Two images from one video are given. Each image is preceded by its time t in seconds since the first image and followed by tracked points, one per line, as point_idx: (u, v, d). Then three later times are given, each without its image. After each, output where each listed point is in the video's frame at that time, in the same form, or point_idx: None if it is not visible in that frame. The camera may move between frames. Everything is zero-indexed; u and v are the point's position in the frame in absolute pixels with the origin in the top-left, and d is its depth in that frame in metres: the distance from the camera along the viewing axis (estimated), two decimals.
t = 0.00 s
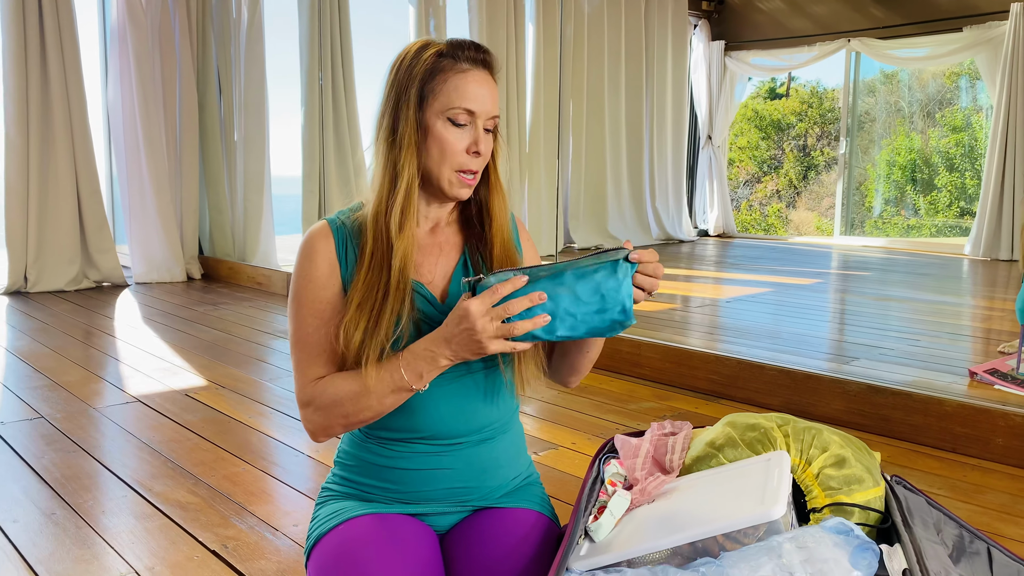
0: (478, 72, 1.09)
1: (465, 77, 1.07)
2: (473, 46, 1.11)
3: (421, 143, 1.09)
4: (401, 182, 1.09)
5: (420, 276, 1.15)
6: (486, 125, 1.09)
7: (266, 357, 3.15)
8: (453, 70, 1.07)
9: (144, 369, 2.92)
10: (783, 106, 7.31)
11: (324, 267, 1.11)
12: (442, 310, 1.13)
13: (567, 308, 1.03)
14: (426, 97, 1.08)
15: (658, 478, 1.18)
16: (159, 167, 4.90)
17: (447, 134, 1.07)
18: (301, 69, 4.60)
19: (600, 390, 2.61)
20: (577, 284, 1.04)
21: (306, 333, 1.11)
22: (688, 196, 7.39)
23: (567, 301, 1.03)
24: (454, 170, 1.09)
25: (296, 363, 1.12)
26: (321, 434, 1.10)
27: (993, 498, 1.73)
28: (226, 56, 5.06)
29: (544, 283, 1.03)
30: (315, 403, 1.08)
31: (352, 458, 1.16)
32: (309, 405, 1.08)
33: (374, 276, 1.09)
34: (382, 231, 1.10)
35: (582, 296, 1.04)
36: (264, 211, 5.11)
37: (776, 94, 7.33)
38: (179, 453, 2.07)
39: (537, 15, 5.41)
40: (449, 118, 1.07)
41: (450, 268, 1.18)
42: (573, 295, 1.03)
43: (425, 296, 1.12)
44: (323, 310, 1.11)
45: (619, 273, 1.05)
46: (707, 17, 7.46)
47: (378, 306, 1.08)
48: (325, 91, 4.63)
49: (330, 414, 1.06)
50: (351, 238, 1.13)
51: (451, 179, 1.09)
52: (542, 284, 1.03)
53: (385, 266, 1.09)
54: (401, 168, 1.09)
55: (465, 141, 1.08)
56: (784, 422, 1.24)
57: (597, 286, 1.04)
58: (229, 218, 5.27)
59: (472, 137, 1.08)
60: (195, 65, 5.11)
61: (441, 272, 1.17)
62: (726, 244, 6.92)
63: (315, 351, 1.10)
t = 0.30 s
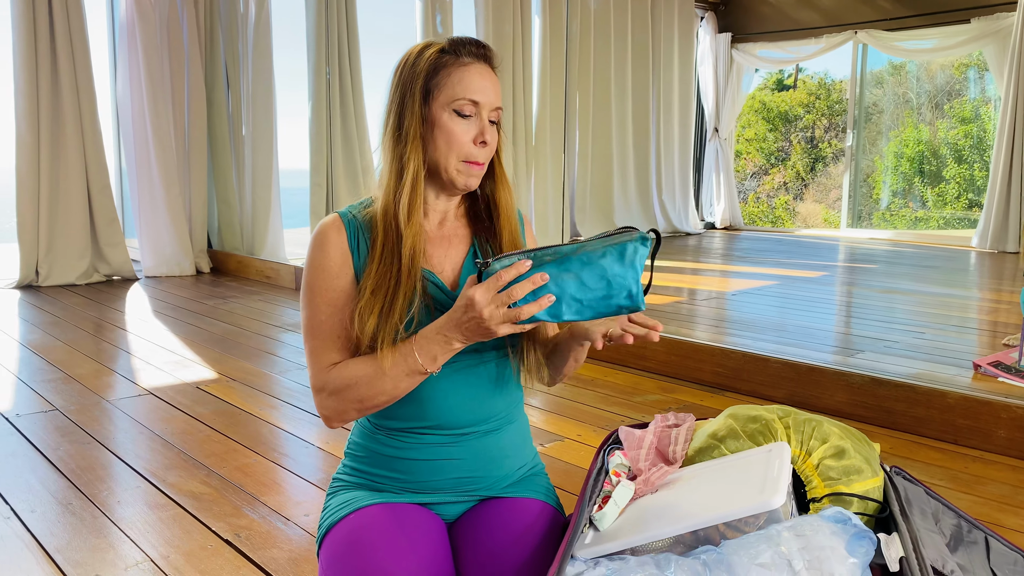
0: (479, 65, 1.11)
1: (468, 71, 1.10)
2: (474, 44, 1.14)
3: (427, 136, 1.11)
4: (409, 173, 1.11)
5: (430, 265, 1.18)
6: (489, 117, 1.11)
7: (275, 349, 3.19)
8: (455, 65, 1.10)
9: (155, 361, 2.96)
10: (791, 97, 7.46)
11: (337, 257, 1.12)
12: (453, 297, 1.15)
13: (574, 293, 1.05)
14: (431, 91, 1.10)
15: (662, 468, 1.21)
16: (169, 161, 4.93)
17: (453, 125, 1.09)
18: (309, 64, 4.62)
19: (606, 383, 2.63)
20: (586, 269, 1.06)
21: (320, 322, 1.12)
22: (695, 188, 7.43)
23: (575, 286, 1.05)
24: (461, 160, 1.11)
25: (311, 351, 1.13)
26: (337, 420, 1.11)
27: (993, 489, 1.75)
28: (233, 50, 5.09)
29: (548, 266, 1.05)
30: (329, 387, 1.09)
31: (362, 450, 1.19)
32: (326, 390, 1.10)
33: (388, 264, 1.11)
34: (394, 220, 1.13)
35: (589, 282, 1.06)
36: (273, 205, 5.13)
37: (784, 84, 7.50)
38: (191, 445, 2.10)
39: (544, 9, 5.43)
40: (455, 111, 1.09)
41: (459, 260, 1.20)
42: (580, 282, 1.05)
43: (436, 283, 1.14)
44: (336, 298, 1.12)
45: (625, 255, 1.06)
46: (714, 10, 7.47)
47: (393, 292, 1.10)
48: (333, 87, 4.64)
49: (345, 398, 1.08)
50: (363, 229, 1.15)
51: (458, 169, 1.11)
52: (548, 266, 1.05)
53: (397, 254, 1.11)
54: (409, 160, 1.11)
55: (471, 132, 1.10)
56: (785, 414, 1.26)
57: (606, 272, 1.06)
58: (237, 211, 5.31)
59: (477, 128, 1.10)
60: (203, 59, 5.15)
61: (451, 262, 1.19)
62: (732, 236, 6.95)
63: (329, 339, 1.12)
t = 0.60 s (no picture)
0: (463, 75, 1.13)
1: (452, 80, 1.12)
2: (460, 55, 1.16)
3: (414, 145, 1.14)
4: (396, 181, 1.14)
5: (420, 274, 1.20)
6: (475, 125, 1.13)
7: (278, 348, 3.22)
8: (440, 74, 1.12)
9: (159, 361, 2.99)
10: (795, 92, 7.48)
11: (328, 265, 1.16)
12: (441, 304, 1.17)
13: (567, 272, 1.07)
14: (417, 101, 1.13)
15: (651, 471, 1.23)
16: (171, 160, 4.96)
17: (439, 134, 1.11)
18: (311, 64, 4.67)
19: (604, 382, 2.66)
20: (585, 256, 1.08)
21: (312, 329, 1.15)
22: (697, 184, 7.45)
23: (570, 265, 1.07)
24: (448, 167, 1.13)
25: (304, 357, 1.16)
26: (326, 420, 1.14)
27: (983, 489, 1.77)
28: (235, 49, 5.11)
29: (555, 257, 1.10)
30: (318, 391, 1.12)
31: (357, 454, 1.22)
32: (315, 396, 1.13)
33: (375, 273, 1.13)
34: (382, 228, 1.15)
35: (583, 263, 1.07)
36: (276, 203, 5.16)
37: (788, 79, 7.49)
38: (193, 445, 2.14)
39: (545, 7, 5.44)
40: (440, 119, 1.11)
41: (450, 268, 1.23)
42: (575, 263, 1.08)
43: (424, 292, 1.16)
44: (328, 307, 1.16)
45: (615, 245, 1.08)
46: (716, 6, 7.46)
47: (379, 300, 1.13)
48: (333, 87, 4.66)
49: (329, 396, 1.11)
50: (354, 238, 1.18)
51: (446, 177, 1.13)
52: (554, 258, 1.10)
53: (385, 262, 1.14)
54: (396, 168, 1.14)
55: (457, 140, 1.12)
56: (772, 418, 1.29)
57: (601, 255, 1.07)
58: (240, 209, 5.34)
59: (463, 135, 1.12)
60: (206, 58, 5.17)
61: (441, 269, 1.22)
62: (734, 232, 6.96)
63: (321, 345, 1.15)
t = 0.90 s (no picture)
0: (447, 68, 1.14)
1: (436, 74, 1.12)
2: (443, 48, 1.16)
3: (401, 142, 1.14)
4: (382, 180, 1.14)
5: (411, 274, 1.20)
6: (460, 118, 1.13)
7: (276, 347, 3.22)
8: (423, 70, 1.12)
9: (157, 359, 3.00)
10: (797, 89, 7.44)
11: (314, 271, 1.16)
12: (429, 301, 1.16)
13: (577, 214, 1.02)
14: (402, 98, 1.13)
15: (642, 466, 1.23)
16: (172, 159, 4.97)
17: (426, 129, 1.11)
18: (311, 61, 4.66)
19: (602, 379, 2.66)
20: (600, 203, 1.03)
21: (297, 337, 1.15)
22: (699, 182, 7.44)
23: (582, 209, 1.02)
24: (437, 162, 1.13)
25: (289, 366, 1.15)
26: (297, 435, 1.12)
27: (978, 484, 1.77)
28: (236, 48, 5.12)
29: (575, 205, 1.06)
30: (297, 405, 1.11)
31: (348, 450, 1.22)
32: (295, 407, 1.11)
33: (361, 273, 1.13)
34: (369, 229, 1.15)
35: (594, 208, 1.02)
36: (276, 202, 5.16)
37: (790, 76, 7.45)
38: (190, 442, 2.14)
39: (546, 4, 5.43)
40: (426, 114, 1.11)
41: (441, 268, 1.23)
42: (588, 208, 1.02)
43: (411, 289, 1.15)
44: (314, 314, 1.16)
45: (632, 199, 1.01)
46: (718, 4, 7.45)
47: (364, 300, 1.12)
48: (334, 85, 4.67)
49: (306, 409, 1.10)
50: (341, 241, 1.18)
51: (436, 172, 1.13)
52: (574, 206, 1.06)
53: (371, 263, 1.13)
54: (382, 167, 1.14)
55: (445, 133, 1.12)
56: (763, 412, 1.29)
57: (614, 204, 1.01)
58: (240, 209, 5.35)
59: (451, 129, 1.12)
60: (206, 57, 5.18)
61: (432, 268, 1.22)
62: (736, 230, 6.95)
63: (306, 352, 1.15)
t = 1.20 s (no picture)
0: (424, 62, 1.14)
1: (408, 65, 1.14)
2: (424, 46, 1.17)
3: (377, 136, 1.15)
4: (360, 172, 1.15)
5: (397, 276, 1.19)
6: (432, 109, 1.13)
7: (275, 347, 3.22)
8: (399, 64, 1.14)
9: (157, 360, 2.99)
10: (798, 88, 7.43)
11: (305, 271, 1.17)
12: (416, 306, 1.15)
13: (553, 182, 1.05)
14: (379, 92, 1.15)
15: (640, 465, 1.22)
16: (173, 161, 4.97)
17: (394, 119, 1.12)
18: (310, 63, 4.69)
19: (602, 379, 2.65)
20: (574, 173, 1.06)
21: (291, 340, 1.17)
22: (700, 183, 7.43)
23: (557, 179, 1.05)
24: (407, 153, 1.12)
25: (288, 368, 1.17)
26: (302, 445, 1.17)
27: (979, 483, 1.76)
28: (236, 49, 5.13)
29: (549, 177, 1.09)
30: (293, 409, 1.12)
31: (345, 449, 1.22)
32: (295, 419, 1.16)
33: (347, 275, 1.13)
34: (355, 228, 1.16)
35: (569, 178, 1.05)
36: (276, 203, 5.16)
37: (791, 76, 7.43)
38: (188, 443, 2.14)
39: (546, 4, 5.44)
40: (398, 104, 1.13)
41: (429, 269, 1.21)
42: (562, 177, 1.05)
43: (399, 295, 1.14)
44: (304, 316, 1.16)
45: (605, 167, 1.05)
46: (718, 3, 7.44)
47: (346, 302, 1.12)
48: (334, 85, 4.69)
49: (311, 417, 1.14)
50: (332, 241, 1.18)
51: (404, 164, 1.12)
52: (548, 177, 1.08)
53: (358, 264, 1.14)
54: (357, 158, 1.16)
55: (410, 123, 1.12)
56: (761, 411, 1.28)
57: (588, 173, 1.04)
58: (241, 210, 5.35)
59: (416, 119, 1.12)
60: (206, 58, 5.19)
61: (421, 272, 1.21)
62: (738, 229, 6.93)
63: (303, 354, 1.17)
